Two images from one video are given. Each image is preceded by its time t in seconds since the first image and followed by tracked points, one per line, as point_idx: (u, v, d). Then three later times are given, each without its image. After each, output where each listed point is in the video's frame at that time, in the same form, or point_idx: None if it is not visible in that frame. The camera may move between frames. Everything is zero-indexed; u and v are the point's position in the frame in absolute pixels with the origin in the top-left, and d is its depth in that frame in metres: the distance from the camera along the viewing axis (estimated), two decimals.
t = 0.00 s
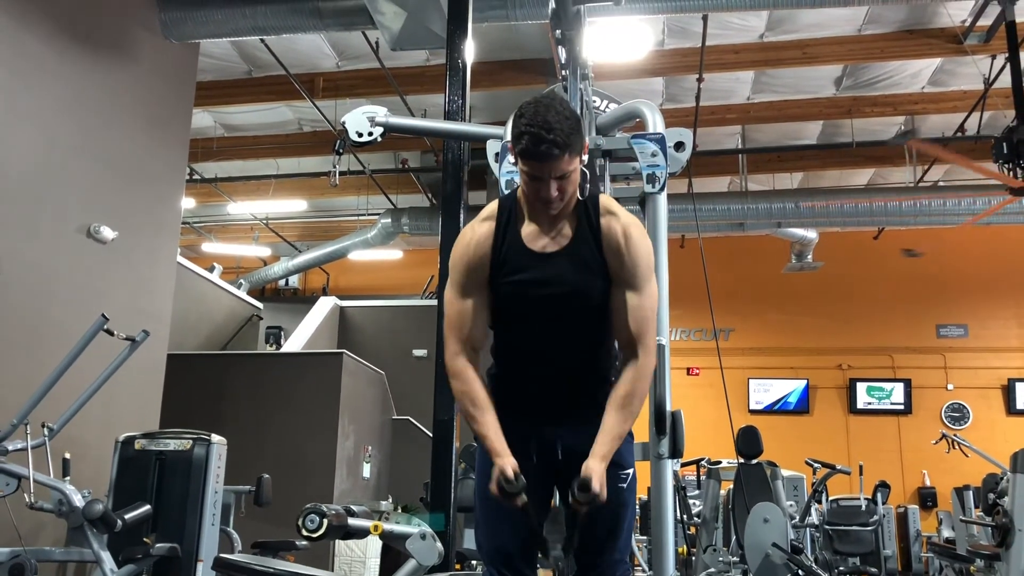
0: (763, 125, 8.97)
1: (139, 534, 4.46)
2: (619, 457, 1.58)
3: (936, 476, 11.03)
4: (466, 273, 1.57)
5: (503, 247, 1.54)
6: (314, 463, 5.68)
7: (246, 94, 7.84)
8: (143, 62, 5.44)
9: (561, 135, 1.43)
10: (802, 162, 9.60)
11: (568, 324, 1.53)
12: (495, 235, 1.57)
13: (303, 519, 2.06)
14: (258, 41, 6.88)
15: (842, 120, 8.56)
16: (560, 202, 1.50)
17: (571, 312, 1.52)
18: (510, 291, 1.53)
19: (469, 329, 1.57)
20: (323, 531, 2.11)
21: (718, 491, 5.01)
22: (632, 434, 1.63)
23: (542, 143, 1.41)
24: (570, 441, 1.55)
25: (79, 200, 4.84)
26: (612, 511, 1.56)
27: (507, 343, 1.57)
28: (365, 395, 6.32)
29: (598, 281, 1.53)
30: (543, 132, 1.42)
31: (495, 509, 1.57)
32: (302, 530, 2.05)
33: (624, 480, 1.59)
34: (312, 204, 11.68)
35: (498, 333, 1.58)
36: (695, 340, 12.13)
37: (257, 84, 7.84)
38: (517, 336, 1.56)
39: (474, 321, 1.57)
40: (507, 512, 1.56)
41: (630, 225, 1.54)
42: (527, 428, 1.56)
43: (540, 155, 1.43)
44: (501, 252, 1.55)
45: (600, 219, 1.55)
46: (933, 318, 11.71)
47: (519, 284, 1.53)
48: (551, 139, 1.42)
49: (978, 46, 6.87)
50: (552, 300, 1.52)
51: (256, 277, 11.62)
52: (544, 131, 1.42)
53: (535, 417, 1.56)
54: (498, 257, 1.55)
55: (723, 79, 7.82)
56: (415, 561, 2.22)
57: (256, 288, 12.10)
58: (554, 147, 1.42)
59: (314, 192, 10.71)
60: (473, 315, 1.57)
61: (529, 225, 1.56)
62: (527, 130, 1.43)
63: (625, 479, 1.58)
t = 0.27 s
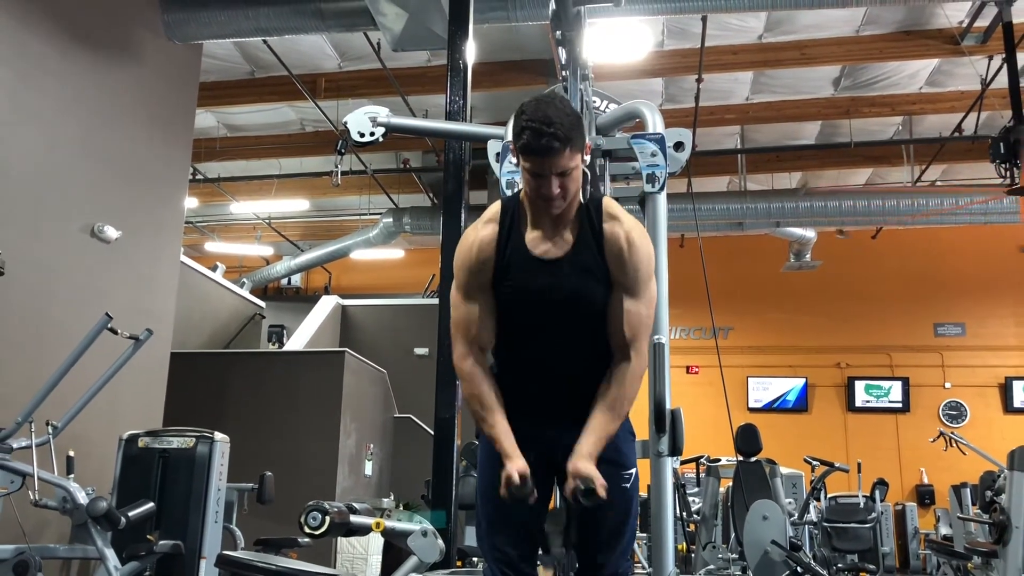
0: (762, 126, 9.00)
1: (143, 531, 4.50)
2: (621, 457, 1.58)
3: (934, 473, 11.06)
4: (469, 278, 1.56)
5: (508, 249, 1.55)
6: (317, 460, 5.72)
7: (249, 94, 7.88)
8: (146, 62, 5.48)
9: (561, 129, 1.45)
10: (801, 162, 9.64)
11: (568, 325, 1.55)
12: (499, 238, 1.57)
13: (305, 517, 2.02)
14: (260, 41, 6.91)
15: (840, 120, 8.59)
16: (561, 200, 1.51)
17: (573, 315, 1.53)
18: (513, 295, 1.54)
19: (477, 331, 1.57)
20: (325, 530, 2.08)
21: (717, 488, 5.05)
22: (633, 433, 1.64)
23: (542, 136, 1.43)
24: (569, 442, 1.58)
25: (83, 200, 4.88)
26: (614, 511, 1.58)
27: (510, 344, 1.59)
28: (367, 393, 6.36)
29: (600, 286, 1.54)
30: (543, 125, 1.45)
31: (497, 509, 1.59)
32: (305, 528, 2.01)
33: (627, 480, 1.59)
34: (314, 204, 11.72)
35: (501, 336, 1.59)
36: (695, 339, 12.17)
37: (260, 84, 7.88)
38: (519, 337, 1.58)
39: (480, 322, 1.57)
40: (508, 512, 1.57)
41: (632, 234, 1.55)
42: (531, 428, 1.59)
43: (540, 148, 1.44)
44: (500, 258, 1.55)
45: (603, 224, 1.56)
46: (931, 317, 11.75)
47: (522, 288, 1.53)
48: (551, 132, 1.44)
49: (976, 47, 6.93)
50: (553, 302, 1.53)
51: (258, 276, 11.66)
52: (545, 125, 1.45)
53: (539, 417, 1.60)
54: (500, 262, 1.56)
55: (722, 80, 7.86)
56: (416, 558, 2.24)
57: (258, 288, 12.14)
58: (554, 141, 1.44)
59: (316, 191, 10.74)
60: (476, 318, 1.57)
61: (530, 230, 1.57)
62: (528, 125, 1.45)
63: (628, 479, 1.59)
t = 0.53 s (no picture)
0: (761, 125, 9.03)
1: (146, 529, 4.52)
2: (620, 453, 1.57)
3: (933, 472, 11.09)
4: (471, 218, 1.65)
5: (511, 207, 1.64)
6: (318, 459, 5.75)
7: (251, 95, 7.91)
8: (148, 62, 5.50)
9: (560, 117, 1.51)
10: (800, 162, 9.67)
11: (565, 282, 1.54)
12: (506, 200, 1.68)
13: (307, 515, 2.02)
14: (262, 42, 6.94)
15: (839, 120, 8.62)
16: (560, 180, 1.58)
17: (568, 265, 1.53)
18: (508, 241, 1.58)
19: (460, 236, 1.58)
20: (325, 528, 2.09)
21: (716, 486, 5.07)
22: (633, 430, 1.63)
23: (540, 123, 1.49)
24: (568, 428, 1.55)
25: (85, 200, 4.90)
26: (611, 504, 1.59)
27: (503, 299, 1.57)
28: (368, 391, 6.38)
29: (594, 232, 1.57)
30: (542, 114, 1.50)
31: (498, 499, 1.61)
32: (306, 526, 2.01)
33: (625, 476, 1.59)
34: (315, 204, 11.75)
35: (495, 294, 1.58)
36: (694, 338, 12.19)
37: (261, 84, 7.91)
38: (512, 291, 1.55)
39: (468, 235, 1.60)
40: (507, 501, 1.60)
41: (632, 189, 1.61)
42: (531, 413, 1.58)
43: (539, 134, 1.50)
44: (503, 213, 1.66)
45: (603, 194, 1.62)
46: (930, 316, 11.77)
47: (518, 235, 1.57)
48: (549, 120, 1.49)
49: (973, 47, 6.97)
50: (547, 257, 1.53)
51: (260, 275, 11.68)
52: (544, 113, 1.50)
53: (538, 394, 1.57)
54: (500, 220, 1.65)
55: (722, 80, 7.89)
56: (416, 556, 2.27)
57: (259, 287, 12.17)
58: (553, 128, 1.49)
59: (317, 191, 10.77)
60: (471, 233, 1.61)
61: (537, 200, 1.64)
62: (528, 112, 1.51)
63: (625, 475, 1.59)
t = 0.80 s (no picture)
0: (761, 125, 9.05)
1: (147, 528, 4.53)
2: (620, 453, 1.59)
3: (932, 471, 11.11)
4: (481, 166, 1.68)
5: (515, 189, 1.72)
6: (319, 457, 5.77)
7: (251, 95, 7.92)
8: (148, 62, 5.51)
9: (558, 115, 1.55)
10: (800, 162, 9.69)
11: (563, 269, 1.62)
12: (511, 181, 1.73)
13: (308, 514, 2.04)
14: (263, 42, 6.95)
15: (839, 120, 8.64)
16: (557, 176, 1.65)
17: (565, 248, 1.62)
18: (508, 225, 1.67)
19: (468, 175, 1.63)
20: (325, 526, 2.10)
21: (716, 485, 5.09)
22: (633, 430, 1.64)
23: (540, 122, 1.54)
24: (567, 426, 1.57)
25: (86, 200, 4.91)
26: (610, 503, 1.60)
27: (505, 282, 1.68)
28: (368, 391, 6.40)
29: (590, 213, 1.66)
30: (541, 111, 1.55)
31: (497, 496, 1.61)
32: (307, 525, 2.02)
33: (623, 474, 1.61)
34: (316, 203, 11.77)
35: (497, 278, 1.69)
36: (694, 337, 12.21)
37: (262, 85, 7.92)
38: (513, 275, 1.65)
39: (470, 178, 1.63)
40: (506, 496, 1.61)
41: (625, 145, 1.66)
42: (532, 412, 1.59)
43: (539, 132, 1.56)
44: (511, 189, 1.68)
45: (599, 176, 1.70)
46: (929, 316, 11.78)
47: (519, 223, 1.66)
48: (548, 118, 1.54)
49: (972, 47, 6.98)
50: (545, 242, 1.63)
51: (260, 275, 11.69)
52: (543, 110, 1.55)
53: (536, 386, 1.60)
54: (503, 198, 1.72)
55: (722, 80, 7.90)
56: (416, 554, 2.29)
57: (260, 287, 12.18)
58: (551, 124, 1.55)
59: (318, 191, 10.79)
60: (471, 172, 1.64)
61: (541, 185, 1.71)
62: (527, 110, 1.55)
63: (624, 473, 1.61)
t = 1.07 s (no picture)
0: (761, 125, 9.05)
1: (147, 528, 4.53)
2: (619, 453, 1.59)
3: (932, 471, 11.12)
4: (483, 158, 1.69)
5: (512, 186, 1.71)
6: (318, 457, 5.77)
7: (252, 95, 7.93)
8: (149, 62, 5.52)
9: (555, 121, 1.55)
10: (800, 162, 9.69)
11: (561, 268, 1.63)
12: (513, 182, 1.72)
13: (308, 514, 2.04)
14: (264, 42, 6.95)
15: (838, 120, 8.64)
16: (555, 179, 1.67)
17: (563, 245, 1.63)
18: (508, 221, 1.67)
19: (470, 158, 1.65)
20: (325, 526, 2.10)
21: (716, 485, 5.09)
22: (632, 430, 1.64)
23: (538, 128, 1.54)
24: (568, 425, 1.57)
25: (86, 200, 4.91)
26: (610, 502, 1.59)
27: (504, 279, 1.69)
28: (369, 391, 6.40)
29: (588, 210, 1.66)
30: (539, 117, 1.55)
31: (496, 496, 1.61)
32: (308, 524, 2.03)
33: (622, 474, 1.60)
34: (316, 203, 11.77)
35: (497, 276, 1.71)
36: (694, 338, 12.21)
37: (263, 85, 7.92)
38: (512, 272, 1.66)
39: (472, 162, 1.65)
40: (505, 495, 1.60)
41: (620, 134, 1.68)
42: (533, 409, 1.60)
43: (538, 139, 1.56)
44: (512, 186, 1.70)
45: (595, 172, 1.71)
46: (929, 316, 11.78)
47: (519, 222, 1.66)
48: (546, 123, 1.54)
49: (972, 47, 6.98)
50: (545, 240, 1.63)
51: (260, 275, 11.69)
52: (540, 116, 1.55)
53: (536, 384, 1.61)
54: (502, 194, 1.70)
55: (722, 80, 7.91)
56: (417, 554, 2.29)
57: (260, 287, 12.18)
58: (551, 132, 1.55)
59: (318, 191, 10.79)
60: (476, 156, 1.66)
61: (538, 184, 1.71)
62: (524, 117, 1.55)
63: (623, 473, 1.60)
